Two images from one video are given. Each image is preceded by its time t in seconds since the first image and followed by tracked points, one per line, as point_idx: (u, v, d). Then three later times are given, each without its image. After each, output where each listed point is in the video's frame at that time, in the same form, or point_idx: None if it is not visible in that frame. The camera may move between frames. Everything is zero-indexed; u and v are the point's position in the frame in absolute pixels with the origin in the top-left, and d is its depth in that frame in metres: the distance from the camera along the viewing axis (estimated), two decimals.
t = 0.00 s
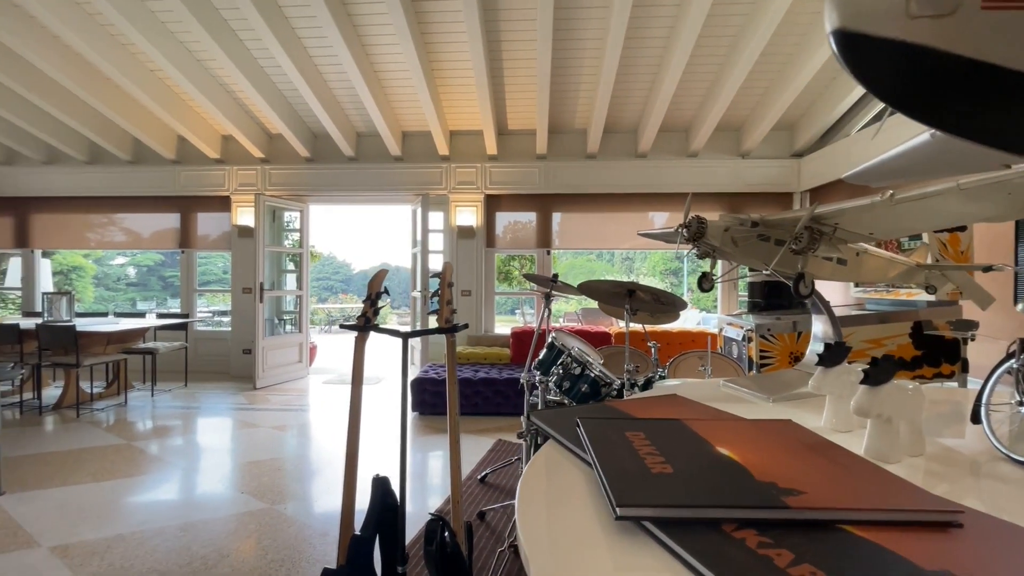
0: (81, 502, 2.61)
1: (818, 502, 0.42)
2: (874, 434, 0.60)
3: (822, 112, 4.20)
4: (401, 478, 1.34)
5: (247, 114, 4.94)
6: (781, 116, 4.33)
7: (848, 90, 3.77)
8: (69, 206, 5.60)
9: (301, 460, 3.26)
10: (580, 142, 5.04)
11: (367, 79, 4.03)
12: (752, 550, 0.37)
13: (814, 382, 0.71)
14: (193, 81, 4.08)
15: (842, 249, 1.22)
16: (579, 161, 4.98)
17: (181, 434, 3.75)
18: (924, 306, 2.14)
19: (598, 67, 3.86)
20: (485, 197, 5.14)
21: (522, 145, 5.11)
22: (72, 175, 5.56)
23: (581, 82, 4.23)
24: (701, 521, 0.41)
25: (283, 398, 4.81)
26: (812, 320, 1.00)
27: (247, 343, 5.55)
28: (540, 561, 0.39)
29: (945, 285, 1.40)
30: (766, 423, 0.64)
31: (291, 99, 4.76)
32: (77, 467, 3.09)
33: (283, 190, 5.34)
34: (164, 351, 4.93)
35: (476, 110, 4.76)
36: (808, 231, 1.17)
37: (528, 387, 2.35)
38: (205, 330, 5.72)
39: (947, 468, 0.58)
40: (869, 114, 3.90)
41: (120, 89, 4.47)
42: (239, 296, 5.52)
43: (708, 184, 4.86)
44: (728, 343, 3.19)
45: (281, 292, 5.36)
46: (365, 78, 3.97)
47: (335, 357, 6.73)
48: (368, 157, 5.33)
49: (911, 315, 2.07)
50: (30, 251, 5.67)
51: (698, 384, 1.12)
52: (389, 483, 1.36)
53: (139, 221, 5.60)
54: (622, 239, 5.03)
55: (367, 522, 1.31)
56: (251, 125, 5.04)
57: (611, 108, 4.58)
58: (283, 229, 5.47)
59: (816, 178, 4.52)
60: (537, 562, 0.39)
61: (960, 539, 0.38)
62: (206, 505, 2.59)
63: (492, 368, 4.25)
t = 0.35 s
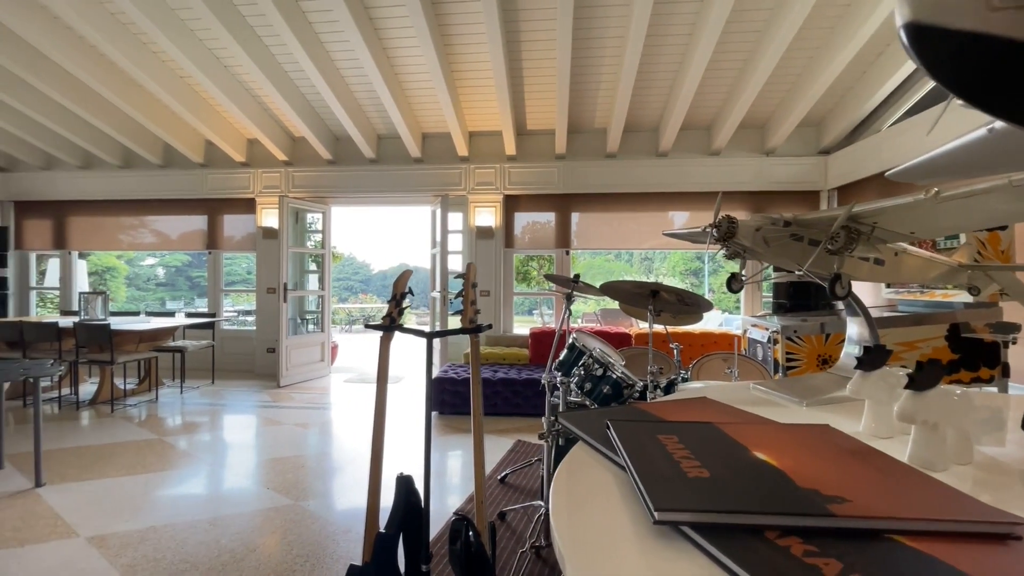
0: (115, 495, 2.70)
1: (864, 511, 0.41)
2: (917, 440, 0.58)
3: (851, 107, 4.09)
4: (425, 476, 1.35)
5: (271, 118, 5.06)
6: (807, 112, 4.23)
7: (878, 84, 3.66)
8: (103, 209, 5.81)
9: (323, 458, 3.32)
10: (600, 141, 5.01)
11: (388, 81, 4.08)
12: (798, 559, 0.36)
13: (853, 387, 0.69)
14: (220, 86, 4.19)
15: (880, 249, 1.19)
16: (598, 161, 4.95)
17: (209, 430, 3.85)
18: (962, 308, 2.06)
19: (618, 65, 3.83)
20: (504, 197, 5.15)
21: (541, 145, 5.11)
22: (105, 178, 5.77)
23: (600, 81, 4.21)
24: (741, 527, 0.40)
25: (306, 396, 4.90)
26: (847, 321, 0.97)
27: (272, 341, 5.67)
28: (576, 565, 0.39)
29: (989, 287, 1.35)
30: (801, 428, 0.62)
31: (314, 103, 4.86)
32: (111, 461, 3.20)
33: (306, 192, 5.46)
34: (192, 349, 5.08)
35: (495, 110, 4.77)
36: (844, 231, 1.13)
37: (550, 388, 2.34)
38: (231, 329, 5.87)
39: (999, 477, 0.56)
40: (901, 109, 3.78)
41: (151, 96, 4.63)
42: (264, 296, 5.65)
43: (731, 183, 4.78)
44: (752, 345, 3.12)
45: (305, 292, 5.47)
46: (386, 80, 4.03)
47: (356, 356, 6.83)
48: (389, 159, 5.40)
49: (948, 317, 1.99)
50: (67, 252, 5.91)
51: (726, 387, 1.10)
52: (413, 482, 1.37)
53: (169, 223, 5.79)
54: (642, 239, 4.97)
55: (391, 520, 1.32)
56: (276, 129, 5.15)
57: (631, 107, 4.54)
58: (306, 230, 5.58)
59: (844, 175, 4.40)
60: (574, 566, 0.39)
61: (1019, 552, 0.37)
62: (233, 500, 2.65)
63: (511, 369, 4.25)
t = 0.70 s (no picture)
0: (148, 488, 2.80)
1: (915, 520, 0.39)
2: (966, 447, 0.55)
3: (882, 102, 3.95)
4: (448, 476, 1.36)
5: (295, 121, 5.16)
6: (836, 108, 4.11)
7: (912, 77, 3.53)
8: (136, 212, 6.02)
9: (344, 455, 3.37)
10: (620, 140, 4.97)
11: (409, 82, 4.12)
12: (846, 569, 0.35)
13: (895, 392, 0.67)
14: (246, 90, 4.29)
15: (922, 248, 1.14)
16: (618, 160, 4.91)
17: (235, 426, 3.95)
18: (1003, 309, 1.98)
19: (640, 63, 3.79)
20: (523, 197, 5.15)
21: (560, 145, 5.09)
22: (138, 182, 5.97)
23: (620, 79, 4.17)
24: (785, 535, 0.39)
25: (329, 394, 4.99)
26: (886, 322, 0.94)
27: (295, 340, 5.79)
28: (614, 570, 0.38)
29: None
30: (840, 434, 0.60)
31: (336, 105, 4.94)
32: (144, 455, 3.31)
33: (329, 193, 5.55)
34: (220, 347, 5.22)
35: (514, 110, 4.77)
36: (885, 230, 1.10)
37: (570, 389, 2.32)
38: (256, 328, 6.01)
39: None
40: (936, 103, 3.64)
41: (180, 101, 4.76)
42: (287, 296, 5.78)
43: (755, 181, 4.68)
44: (778, 346, 3.06)
45: (327, 292, 5.57)
46: (406, 82, 4.08)
47: (377, 355, 6.93)
48: (408, 160, 5.45)
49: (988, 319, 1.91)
50: (102, 254, 6.14)
51: (755, 390, 1.08)
52: (436, 480, 1.38)
53: (198, 225, 5.96)
54: (663, 239, 4.90)
55: (415, 518, 1.33)
56: (299, 132, 5.26)
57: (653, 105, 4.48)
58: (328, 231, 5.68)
59: (875, 172, 4.26)
60: (613, 571, 0.38)
61: None
62: (259, 496, 2.71)
63: (530, 369, 4.25)
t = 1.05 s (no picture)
0: (181, 481, 2.89)
1: (981, 532, 0.37)
2: None
3: (919, 95, 3.80)
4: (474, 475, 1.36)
5: (319, 124, 5.26)
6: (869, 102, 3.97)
7: (952, 69, 3.38)
8: (169, 215, 6.23)
9: (367, 453, 3.42)
10: (643, 138, 4.91)
11: (431, 83, 4.16)
12: None
13: (948, 399, 0.65)
14: (273, 95, 4.41)
15: (973, 246, 1.10)
16: (641, 159, 4.85)
17: (262, 423, 4.05)
18: None
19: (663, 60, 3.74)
20: (544, 197, 5.13)
21: (582, 144, 5.05)
22: (171, 185, 6.18)
23: (644, 76, 4.11)
24: (840, 545, 0.37)
25: (353, 392, 5.08)
26: (933, 325, 0.91)
27: (320, 339, 5.91)
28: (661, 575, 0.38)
29: None
30: (888, 440, 0.58)
31: (359, 108, 5.02)
32: (177, 450, 3.42)
33: (353, 195, 5.65)
34: (248, 346, 5.37)
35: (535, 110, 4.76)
36: (936, 228, 1.04)
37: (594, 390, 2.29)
38: (283, 327, 6.16)
39: None
40: (978, 95, 3.49)
41: (211, 107, 4.93)
42: (313, 296, 5.90)
43: (783, 179, 4.57)
44: (808, 348, 2.97)
45: (351, 292, 5.67)
46: (428, 83, 4.11)
47: (399, 355, 7.01)
48: (430, 161, 5.50)
49: None
50: (138, 255, 6.38)
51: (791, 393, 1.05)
52: (462, 479, 1.38)
53: (227, 227, 6.14)
54: (688, 239, 4.82)
55: (441, 516, 1.33)
56: (324, 135, 5.36)
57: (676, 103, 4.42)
58: (352, 232, 5.77)
59: (911, 168, 4.10)
60: None
61: None
62: (285, 492, 2.77)
63: (551, 369, 4.24)
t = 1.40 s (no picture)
0: (214, 475, 2.98)
1: None
2: None
3: (962, 87, 3.63)
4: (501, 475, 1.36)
5: (345, 126, 5.36)
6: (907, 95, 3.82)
7: (998, 58, 3.22)
8: (202, 216, 6.45)
9: (390, 451, 3.46)
10: (668, 136, 4.83)
11: (453, 84, 4.19)
12: None
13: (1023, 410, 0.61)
14: (301, 99, 4.52)
15: None
16: (666, 157, 4.78)
17: (289, 420, 4.14)
18: None
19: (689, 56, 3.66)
20: (566, 197, 5.10)
21: (605, 143, 5.01)
22: (204, 188, 6.38)
23: (669, 73, 4.05)
24: (906, 562, 0.36)
25: (377, 391, 5.15)
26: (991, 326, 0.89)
27: (345, 338, 6.02)
28: None
29: None
30: (948, 450, 0.55)
31: (383, 110, 5.09)
32: (210, 444, 3.53)
33: (377, 196, 5.74)
34: (276, 344, 5.50)
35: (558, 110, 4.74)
36: (997, 226, 0.98)
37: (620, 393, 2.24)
38: (309, 326, 6.29)
39: None
40: None
41: (242, 111, 5.08)
42: (338, 296, 6.02)
43: (814, 176, 4.43)
44: (842, 350, 2.87)
45: (375, 292, 5.75)
46: (451, 84, 4.15)
47: (421, 354, 7.08)
48: (453, 162, 5.53)
49: None
50: (172, 256, 6.61)
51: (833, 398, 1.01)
52: (489, 479, 1.39)
53: (256, 228, 6.31)
54: (714, 238, 4.72)
55: (469, 516, 1.34)
56: (349, 137, 5.45)
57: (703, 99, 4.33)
58: (376, 233, 5.86)
59: (952, 163, 3.92)
60: None
61: None
62: (312, 488, 2.82)
63: (574, 370, 4.21)
